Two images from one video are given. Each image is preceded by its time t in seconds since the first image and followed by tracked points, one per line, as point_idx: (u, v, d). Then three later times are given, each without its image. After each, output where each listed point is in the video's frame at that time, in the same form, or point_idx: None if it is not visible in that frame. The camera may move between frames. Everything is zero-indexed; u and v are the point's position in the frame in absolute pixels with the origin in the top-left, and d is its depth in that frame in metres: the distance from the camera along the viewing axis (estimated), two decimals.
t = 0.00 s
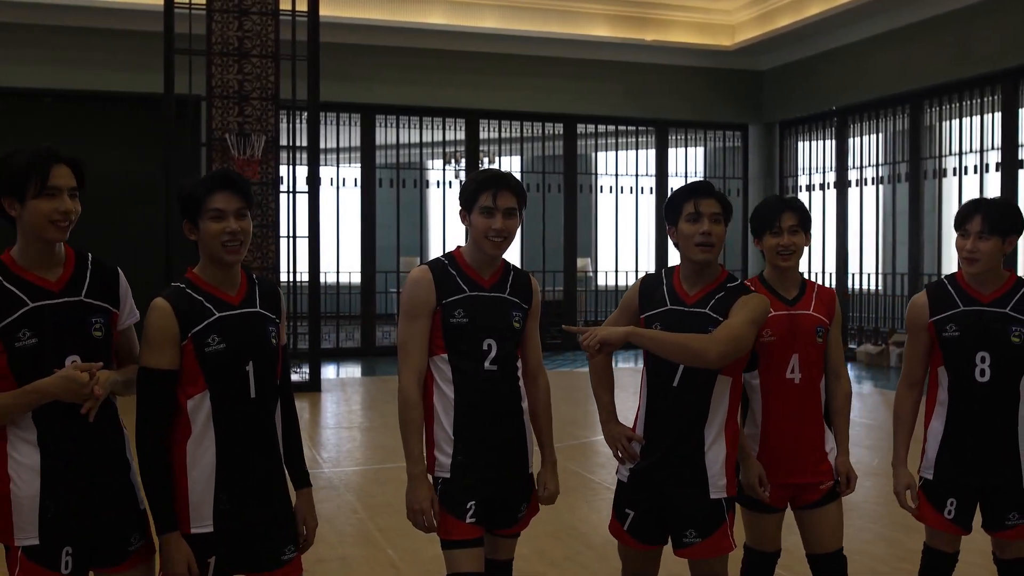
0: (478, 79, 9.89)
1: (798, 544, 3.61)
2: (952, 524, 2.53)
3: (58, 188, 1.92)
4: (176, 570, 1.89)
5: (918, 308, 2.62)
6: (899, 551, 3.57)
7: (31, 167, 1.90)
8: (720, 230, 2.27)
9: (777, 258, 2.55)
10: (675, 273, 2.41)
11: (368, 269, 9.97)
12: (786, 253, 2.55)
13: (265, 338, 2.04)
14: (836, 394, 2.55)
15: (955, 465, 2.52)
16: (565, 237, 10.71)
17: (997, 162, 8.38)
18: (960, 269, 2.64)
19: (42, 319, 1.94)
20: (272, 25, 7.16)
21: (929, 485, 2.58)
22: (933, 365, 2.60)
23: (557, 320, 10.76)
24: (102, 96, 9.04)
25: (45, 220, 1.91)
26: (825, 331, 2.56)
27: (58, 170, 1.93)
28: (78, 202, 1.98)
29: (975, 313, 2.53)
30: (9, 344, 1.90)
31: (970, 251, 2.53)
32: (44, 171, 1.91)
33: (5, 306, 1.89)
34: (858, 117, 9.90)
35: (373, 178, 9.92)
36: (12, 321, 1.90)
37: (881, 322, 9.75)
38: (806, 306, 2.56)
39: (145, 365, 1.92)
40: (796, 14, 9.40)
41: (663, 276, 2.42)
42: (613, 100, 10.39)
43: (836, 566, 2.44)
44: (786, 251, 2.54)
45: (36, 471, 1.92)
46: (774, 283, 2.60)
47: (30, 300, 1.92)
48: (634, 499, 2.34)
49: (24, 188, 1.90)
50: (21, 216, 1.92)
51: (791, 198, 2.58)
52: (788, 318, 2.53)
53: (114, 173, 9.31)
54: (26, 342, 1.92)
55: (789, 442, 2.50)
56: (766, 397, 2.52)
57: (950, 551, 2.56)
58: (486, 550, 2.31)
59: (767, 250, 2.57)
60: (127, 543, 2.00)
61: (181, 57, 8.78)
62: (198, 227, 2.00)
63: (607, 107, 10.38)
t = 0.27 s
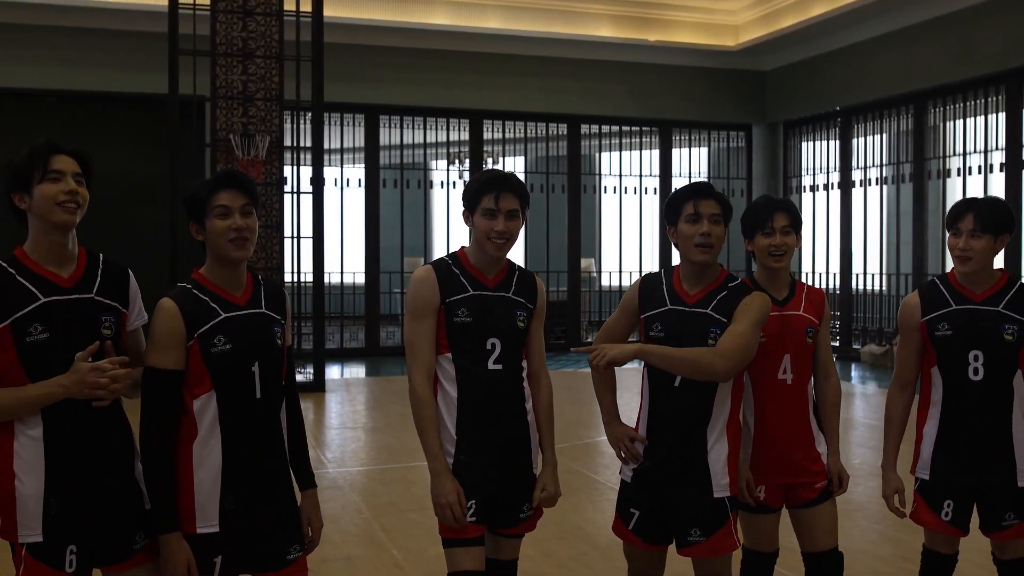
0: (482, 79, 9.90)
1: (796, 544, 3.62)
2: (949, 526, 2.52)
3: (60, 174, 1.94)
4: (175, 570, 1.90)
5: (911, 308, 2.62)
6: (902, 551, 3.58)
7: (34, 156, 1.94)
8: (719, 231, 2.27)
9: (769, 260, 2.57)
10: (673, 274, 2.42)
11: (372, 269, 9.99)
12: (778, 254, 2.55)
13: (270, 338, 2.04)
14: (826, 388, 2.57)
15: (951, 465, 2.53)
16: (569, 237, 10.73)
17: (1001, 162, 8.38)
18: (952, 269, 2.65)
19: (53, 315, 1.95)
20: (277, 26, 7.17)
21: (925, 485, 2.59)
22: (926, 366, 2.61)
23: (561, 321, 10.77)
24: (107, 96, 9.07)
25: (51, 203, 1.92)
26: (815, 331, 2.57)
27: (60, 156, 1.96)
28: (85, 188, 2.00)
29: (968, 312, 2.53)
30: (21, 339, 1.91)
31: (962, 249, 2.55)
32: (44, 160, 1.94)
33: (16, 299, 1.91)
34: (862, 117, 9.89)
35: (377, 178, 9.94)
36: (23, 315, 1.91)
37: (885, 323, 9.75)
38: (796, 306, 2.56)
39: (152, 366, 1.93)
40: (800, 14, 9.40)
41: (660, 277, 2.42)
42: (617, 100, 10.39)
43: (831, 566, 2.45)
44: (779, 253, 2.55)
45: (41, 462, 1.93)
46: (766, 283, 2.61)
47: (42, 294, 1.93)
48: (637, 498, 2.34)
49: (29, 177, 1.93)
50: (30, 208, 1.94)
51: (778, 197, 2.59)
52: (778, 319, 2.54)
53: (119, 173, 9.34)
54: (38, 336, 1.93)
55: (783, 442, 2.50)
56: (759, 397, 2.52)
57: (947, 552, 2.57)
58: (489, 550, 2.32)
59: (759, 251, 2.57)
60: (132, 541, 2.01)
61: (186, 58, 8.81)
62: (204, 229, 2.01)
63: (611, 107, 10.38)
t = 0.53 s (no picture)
0: (488, 79, 9.91)
1: (806, 546, 3.61)
2: (948, 526, 2.53)
3: (75, 180, 1.97)
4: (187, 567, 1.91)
5: (909, 309, 2.63)
6: (909, 551, 3.58)
7: (51, 160, 1.96)
8: (711, 231, 2.29)
9: (777, 261, 2.56)
10: (676, 273, 2.42)
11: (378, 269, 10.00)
12: (783, 254, 2.55)
13: (277, 338, 2.05)
14: (829, 389, 2.59)
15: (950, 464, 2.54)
16: (575, 237, 10.73)
17: (1008, 162, 8.36)
18: (951, 269, 2.65)
19: (66, 313, 1.97)
20: (283, 26, 7.19)
21: (924, 485, 2.59)
22: (924, 365, 2.62)
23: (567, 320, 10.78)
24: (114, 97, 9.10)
25: (65, 210, 1.95)
26: (818, 329, 2.58)
27: (76, 162, 1.98)
28: (100, 196, 2.02)
29: (965, 312, 2.54)
30: (34, 336, 1.93)
31: (961, 251, 2.55)
32: (61, 165, 1.97)
33: (30, 297, 1.93)
34: (868, 117, 9.88)
35: (383, 178, 9.95)
36: (39, 312, 1.94)
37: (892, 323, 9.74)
38: (796, 305, 2.57)
39: (160, 364, 1.94)
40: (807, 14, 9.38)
41: (665, 276, 2.43)
42: (623, 100, 10.39)
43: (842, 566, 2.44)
44: (784, 253, 2.55)
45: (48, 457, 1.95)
46: (767, 283, 2.60)
47: (56, 293, 1.96)
48: (641, 498, 2.35)
49: (45, 181, 1.96)
50: (45, 211, 1.97)
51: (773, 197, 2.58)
52: (780, 319, 2.55)
53: (125, 173, 9.36)
54: (51, 334, 1.95)
55: (787, 442, 2.51)
56: (761, 397, 2.53)
57: (949, 552, 2.57)
58: (497, 549, 2.32)
59: (764, 252, 2.57)
60: (135, 545, 2.01)
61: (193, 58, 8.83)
62: (213, 231, 2.03)
63: (617, 107, 10.38)
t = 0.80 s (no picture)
0: (494, 79, 9.92)
1: (809, 548, 3.62)
2: (953, 526, 2.54)
3: (90, 185, 1.97)
4: (195, 565, 1.93)
5: (911, 310, 2.63)
6: (916, 551, 3.58)
7: (67, 163, 1.96)
8: (716, 230, 2.30)
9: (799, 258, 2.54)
10: (677, 271, 2.43)
11: (384, 268, 10.03)
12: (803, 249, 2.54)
13: (288, 339, 2.06)
14: (843, 388, 2.57)
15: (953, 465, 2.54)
16: (581, 237, 10.74)
17: (1016, 162, 8.35)
18: (950, 269, 2.66)
19: (80, 312, 1.98)
20: (290, 27, 7.21)
21: (928, 486, 2.60)
22: (927, 366, 2.62)
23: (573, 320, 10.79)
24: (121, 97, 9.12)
25: (79, 216, 1.96)
26: (830, 328, 2.57)
27: (92, 167, 1.98)
28: (116, 201, 2.02)
29: (967, 313, 2.54)
30: (45, 333, 1.95)
31: (963, 244, 2.55)
32: (78, 168, 1.97)
33: (43, 296, 1.95)
34: (875, 116, 9.88)
35: (389, 178, 9.97)
36: (51, 309, 1.95)
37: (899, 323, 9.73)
38: (807, 305, 2.56)
39: (172, 364, 1.96)
40: (813, 14, 9.38)
41: (666, 276, 2.44)
42: (628, 100, 10.39)
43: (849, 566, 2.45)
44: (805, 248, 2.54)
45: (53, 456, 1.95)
46: (778, 284, 2.60)
47: (69, 292, 1.97)
48: (644, 498, 2.36)
49: (61, 184, 1.96)
50: (61, 213, 1.98)
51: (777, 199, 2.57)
52: (790, 317, 2.54)
53: (132, 174, 9.39)
54: (62, 333, 1.96)
55: (797, 442, 2.51)
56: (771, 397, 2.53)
57: (955, 551, 2.57)
58: (507, 548, 2.33)
59: (784, 251, 2.54)
60: (144, 541, 2.02)
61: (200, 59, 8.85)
62: (225, 232, 2.03)
63: (623, 107, 10.39)
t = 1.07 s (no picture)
0: (500, 79, 9.92)
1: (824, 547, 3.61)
2: (957, 528, 2.53)
3: (105, 190, 1.98)
4: (206, 565, 1.94)
5: (911, 314, 2.63)
6: (924, 553, 3.57)
7: (82, 166, 1.98)
8: (712, 231, 2.30)
9: (801, 256, 2.55)
10: (672, 276, 2.44)
11: (391, 268, 10.03)
12: (808, 249, 2.54)
13: (299, 341, 2.07)
14: (870, 394, 2.54)
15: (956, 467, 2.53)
16: (588, 237, 10.73)
17: None
18: (950, 273, 2.66)
19: (89, 318, 1.99)
20: (297, 28, 7.23)
21: (934, 488, 2.59)
22: (930, 369, 2.61)
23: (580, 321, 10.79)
24: (129, 98, 9.16)
25: (93, 219, 1.97)
26: (854, 332, 2.53)
27: (107, 171, 1.99)
28: (129, 205, 2.03)
29: (968, 314, 2.54)
30: (54, 338, 1.95)
31: (965, 243, 2.54)
32: (93, 173, 1.98)
33: (54, 300, 1.95)
34: (883, 116, 9.85)
35: (396, 178, 9.98)
36: (61, 314, 1.96)
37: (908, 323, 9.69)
38: (832, 307, 2.53)
39: (183, 364, 1.96)
40: (821, 14, 9.36)
41: (661, 280, 2.44)
42: (635, 100, 10.38)
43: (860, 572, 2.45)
44: (808, 248, 2.53)
45: (58, 457, 1.96)
46: (804, 284, 2.57)
47: (79, 296, 1.98)
48: (645, 500, 2.37)
49: (75, 187, 1.97)
50: (75, 216, 1.99)
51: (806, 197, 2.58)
52: (813, 319, 2.52)
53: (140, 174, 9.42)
54: (70, 337, 1.97)
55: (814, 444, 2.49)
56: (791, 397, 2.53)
57: (961, 554, 2.57)
58: (513, 548, 2.34)
59: (790, 250, 2.57)
60: (152, 533, 2.04)
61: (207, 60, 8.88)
62: (236, 234, 2.04)
63: (630, 107, 10.38)
